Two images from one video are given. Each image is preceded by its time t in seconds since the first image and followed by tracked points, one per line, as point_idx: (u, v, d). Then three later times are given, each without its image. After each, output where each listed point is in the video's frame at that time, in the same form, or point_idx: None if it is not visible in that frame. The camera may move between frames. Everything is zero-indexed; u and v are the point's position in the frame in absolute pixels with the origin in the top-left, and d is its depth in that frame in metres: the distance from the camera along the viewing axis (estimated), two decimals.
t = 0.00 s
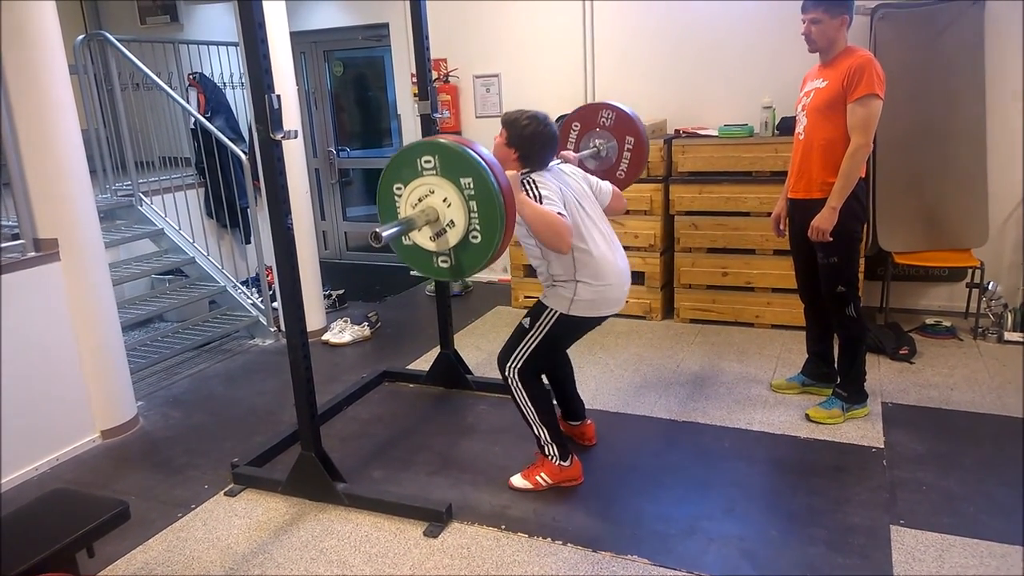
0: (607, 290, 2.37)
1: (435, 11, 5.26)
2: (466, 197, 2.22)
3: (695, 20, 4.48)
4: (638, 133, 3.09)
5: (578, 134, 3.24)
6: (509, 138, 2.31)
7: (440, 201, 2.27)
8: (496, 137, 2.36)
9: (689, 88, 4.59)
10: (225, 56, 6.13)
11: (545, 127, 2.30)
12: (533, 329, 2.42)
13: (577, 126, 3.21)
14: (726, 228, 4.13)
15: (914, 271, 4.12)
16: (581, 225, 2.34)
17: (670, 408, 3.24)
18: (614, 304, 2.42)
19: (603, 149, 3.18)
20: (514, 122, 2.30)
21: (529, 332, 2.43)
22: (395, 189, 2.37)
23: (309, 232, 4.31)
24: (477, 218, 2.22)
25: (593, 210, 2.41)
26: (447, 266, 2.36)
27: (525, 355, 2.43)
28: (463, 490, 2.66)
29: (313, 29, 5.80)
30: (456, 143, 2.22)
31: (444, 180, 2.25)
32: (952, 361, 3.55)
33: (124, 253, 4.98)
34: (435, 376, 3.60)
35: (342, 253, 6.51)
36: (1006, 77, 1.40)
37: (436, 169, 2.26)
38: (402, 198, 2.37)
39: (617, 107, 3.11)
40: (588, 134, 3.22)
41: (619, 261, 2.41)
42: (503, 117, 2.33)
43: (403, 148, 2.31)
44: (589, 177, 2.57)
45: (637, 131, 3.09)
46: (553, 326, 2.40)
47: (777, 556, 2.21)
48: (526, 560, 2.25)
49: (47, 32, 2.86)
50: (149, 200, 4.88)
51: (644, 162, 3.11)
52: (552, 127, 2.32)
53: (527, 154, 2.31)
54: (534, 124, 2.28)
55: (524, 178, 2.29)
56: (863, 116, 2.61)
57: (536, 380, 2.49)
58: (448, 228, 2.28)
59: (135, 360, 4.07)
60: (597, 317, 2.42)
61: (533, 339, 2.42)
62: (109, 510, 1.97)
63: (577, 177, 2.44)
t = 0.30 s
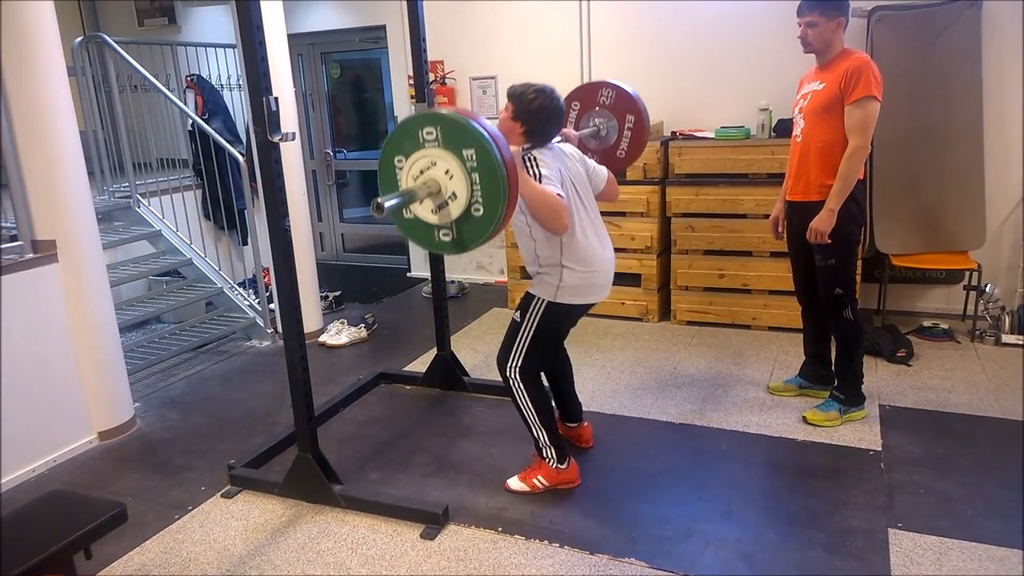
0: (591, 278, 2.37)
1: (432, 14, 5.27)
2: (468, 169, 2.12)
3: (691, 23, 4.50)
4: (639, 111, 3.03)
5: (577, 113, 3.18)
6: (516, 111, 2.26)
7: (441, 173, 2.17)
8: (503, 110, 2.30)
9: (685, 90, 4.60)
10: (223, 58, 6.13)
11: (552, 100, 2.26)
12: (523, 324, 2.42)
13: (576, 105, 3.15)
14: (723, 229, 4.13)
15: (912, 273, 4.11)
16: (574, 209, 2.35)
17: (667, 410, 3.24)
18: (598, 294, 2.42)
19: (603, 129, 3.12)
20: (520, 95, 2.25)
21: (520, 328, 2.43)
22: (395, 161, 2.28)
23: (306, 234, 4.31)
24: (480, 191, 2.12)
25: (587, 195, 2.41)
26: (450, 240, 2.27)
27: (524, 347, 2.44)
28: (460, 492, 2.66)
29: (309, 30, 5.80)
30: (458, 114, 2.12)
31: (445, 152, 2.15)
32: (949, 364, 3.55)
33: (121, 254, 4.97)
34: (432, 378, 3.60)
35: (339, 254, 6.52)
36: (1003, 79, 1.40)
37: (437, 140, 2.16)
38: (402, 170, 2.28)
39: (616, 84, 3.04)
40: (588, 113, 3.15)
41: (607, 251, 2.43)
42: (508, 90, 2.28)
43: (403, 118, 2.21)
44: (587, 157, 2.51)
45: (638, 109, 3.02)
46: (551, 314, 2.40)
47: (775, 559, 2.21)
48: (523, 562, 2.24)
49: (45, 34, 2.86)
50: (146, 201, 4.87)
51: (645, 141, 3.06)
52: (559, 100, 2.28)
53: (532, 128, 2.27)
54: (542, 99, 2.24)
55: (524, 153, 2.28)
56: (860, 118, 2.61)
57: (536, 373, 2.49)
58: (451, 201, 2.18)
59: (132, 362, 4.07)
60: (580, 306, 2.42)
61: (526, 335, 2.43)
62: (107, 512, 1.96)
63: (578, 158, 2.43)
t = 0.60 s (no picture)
0: (583, 251, 2.33)
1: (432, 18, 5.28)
2: (474, 117, 2.09)
3: (691, 27, 4.50)
4: (642, 79, 3.00)
5: (582, 83, 3.18)
6: (518, 70, 2.23)
7: (446, 121, 2.15)
8: (507, 73, 2.28)
9: (685, 93, 4.60)
10: (223, 61, 6.15)
11: (555, 58, 2.20)
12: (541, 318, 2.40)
13: (580, 74, 3.16)
14: (723, 232, 4.13)
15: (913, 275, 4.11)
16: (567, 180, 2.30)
17: (667, 413, 3.24)
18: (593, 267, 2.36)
19: (607, 98, 3.11)
20: (522, 54, 2.21)
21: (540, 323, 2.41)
22: (400, 112, 2.28)
23: (306, 237, 4.31)
24: (486, 138, 2.08)
25: (580, 166, 2.36)
26: (453, 193, 2.22)
27: (557, 335, 2.39)
28: (460, 495, 2.66)
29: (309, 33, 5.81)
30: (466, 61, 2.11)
31: (451, 99, 2.13)
32: (950, 366, 3.55)
33: (121, 257, 4.98)
34: (432, 381, 3.60)
35: (339, 257, 6.53)
36: (1002, 82, 1.41)
37: (443, 87, 2.15)
38: (407, 120, 2.27)
39: (620, 53, 3.04)
40: (592, 82, 3.15)
41: (595, 224, 2.39)
42: (510, 51, 2.25)
43: (410, 66, 2.21)
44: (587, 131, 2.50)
45: (641, 77, 3.00)
46: (575, 293, 2.35)
47: (776, 562, 2.20)
48: (524, 565, 2.24)
49: (45, 37, 2.86)
50: (146, 204, 4.88)
51: (648, 111, 3.01)
52: (564, 60, 2.22)
53: (537, 86, 2.24)
54: (545, 56, 2.19)
55: (530, 116, 2.23)
56: (862, 120, 2.61)
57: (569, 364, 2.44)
58: (455, 150, 2.15)
59: (133, 364, 4.07)
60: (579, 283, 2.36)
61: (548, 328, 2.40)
62: (107, 516, 1.95)
63: (579, 127, 2.38)
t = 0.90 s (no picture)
0: (580, 254, 2.33)
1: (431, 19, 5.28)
2: (476, 122, 2.09)
3: (691, 27, 4.50)
4: (643, 84, 3.01)
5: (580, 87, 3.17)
6: (511, 75, 2.24)
7: (448, 126, 2.16)
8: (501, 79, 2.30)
9: (685, 93, 4.60)
10: (223, 64, 6.15)
11: (547, 58, 2.20)
12: (545, 322, 2.39)
13: (579, 79, 3.15)
14: (724, 232, 4.13)
15: (915, 275, 4.11)
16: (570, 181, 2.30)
17: (668, 413, 3.24)
18: (589, 274, 2.37)
19: (607, 103, 3.11)
20: (513, 58, 2.22)
21: (544, 329, 2.41)
22: (401, 115, 2.29)
23: (307, 239, 4.31)
24: (486, 143, 2.08)
25: (582, 168, 2.36)
26: (455, 197, 2.24)
27: (559, 339, 2.40)
28: (462, 496, 2.65)
29: (309, 35, 5.82)
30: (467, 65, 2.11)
31: (452, 104, 2.13)
32: (953, 366, 3.54)
33: (122, 259, 4.98)
34: (433, 382, 3.60)
35: (340, 258, 6.54)
36: (1003, 80, 1.41)
37: (444, 92, 2.16)
38: (408, 123, 2.28)
39: (620, 58, 3.04)
40: (592, 87, 3.14)
41: (592, 231, 2.39)
42: (502, 58, 2.26)
43: (412, 69, 2.21)
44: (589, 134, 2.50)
45: (642, 82, 3.00)
46: (575, 296, 2.36)
47: (778, 562, 2.20)
48: (526, 566, 2.24)
49: (45, 40, 2.87)
50: (147, 207, 4.88)
51: (649, 116, 3.02)
52: (556, 59, 2.21)
53: (531, 89, 2.25)
54: (535, 56, 2.19)
55: (529, 119, 2.22)
56: (863, 119, 2.61)
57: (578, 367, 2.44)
58: (457, 155, 2.16)
59: (134, 367, 4.07)
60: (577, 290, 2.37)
61: (553, 333, 2.39)
62: (110, 519, 1.95)
63: (579, 129, 2.38)
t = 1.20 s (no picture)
0: (582, 255, 2.33)
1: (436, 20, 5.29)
2: (477, 123, 2.09)
3: (695, 28, 4.50)
4: (643, 90, 3.00)
5: (583, 91, 3.17)
6: (510, 77, 2.24)
7: (449, 127, 2.16)
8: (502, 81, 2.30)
9: (689, 95, 4.60)
10: (228, 64, 6.16)
11: (544, 59, 2.20)
12: (547, 320, 2.38)
13: (581, 82, 3.15)
14: (727, 234, 4.12)
15: (918, 278, 4.10)
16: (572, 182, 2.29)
17: (671, 415, 3.24)
18: (591, 275, 2.37)
19: (609, 107, 3.10)
20: (511, 61, 2.23)
21: (546, 325, 2.40)
22: (403, 116, 2.29)
23: (311, 239, 4.32)
24: (488, 145, 2.08)
25: (583, 171, 2.36)
26: (455, 198, 2.24)
27: (562, 340, 2.39)
28: (464, 497, 2.65)
29: (313, 36, 5.83)
30: (470, 67, 2.11)
31: (454, 105, 2.14)
32: (956, 369, 3.53)
33: (126, 258, 4.99)
34: (435, 382, 3.60)
35: (343, 258, 6.55)
36: (1008, 82, 1.41)
37: (446, 93, 2.16)
38: (409, 124, 2.28)
39: (621, 62, 3.03)
40: (594, 90, 3.14)
41: (593, 233, 2.39)
42: (500, 61, 2.27)
43: (414, 70, 2.22)
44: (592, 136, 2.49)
45: (642, 87, 2.99)
46: (577, 298, 2.36)
47: (780, 565, 2.19)
48: (528, 567, 2.24)
49: (51, 39, 2.88)
50: (151, 206, 4.89)
51: (649, 121, 3.02)
52: (553, 60, 2.21)
53: (530, 91, 2.25)
54: (532, 57, 2.20)
55: (530, 121, 2.22)
56: (867, 120, 2.60)
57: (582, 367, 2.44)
58: (458, 156, 2.16)
59: (137, 366, 4.08)
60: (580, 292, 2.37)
61: (555, 330, 2.39)
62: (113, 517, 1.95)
63: (580, 130, 2.37)
